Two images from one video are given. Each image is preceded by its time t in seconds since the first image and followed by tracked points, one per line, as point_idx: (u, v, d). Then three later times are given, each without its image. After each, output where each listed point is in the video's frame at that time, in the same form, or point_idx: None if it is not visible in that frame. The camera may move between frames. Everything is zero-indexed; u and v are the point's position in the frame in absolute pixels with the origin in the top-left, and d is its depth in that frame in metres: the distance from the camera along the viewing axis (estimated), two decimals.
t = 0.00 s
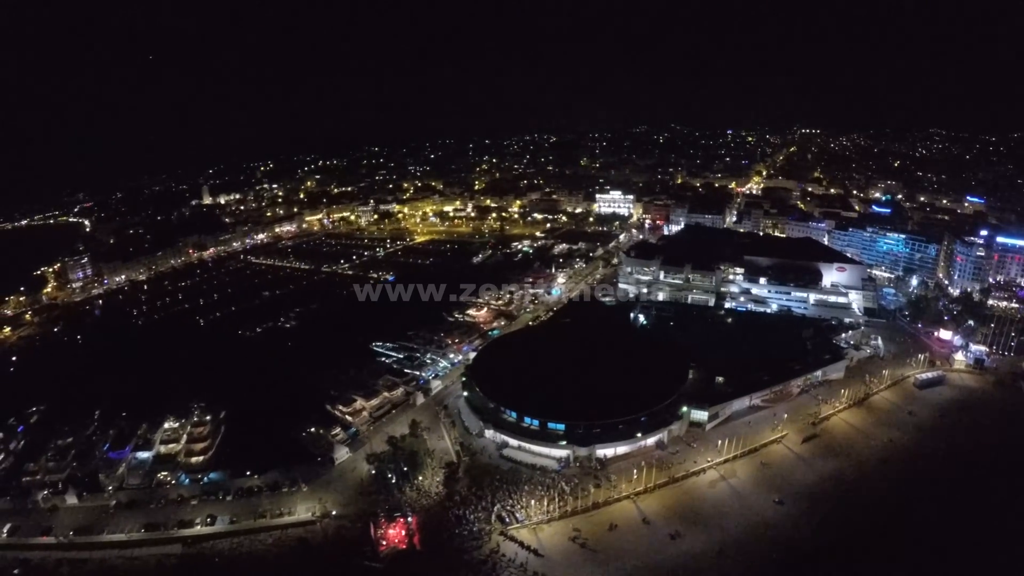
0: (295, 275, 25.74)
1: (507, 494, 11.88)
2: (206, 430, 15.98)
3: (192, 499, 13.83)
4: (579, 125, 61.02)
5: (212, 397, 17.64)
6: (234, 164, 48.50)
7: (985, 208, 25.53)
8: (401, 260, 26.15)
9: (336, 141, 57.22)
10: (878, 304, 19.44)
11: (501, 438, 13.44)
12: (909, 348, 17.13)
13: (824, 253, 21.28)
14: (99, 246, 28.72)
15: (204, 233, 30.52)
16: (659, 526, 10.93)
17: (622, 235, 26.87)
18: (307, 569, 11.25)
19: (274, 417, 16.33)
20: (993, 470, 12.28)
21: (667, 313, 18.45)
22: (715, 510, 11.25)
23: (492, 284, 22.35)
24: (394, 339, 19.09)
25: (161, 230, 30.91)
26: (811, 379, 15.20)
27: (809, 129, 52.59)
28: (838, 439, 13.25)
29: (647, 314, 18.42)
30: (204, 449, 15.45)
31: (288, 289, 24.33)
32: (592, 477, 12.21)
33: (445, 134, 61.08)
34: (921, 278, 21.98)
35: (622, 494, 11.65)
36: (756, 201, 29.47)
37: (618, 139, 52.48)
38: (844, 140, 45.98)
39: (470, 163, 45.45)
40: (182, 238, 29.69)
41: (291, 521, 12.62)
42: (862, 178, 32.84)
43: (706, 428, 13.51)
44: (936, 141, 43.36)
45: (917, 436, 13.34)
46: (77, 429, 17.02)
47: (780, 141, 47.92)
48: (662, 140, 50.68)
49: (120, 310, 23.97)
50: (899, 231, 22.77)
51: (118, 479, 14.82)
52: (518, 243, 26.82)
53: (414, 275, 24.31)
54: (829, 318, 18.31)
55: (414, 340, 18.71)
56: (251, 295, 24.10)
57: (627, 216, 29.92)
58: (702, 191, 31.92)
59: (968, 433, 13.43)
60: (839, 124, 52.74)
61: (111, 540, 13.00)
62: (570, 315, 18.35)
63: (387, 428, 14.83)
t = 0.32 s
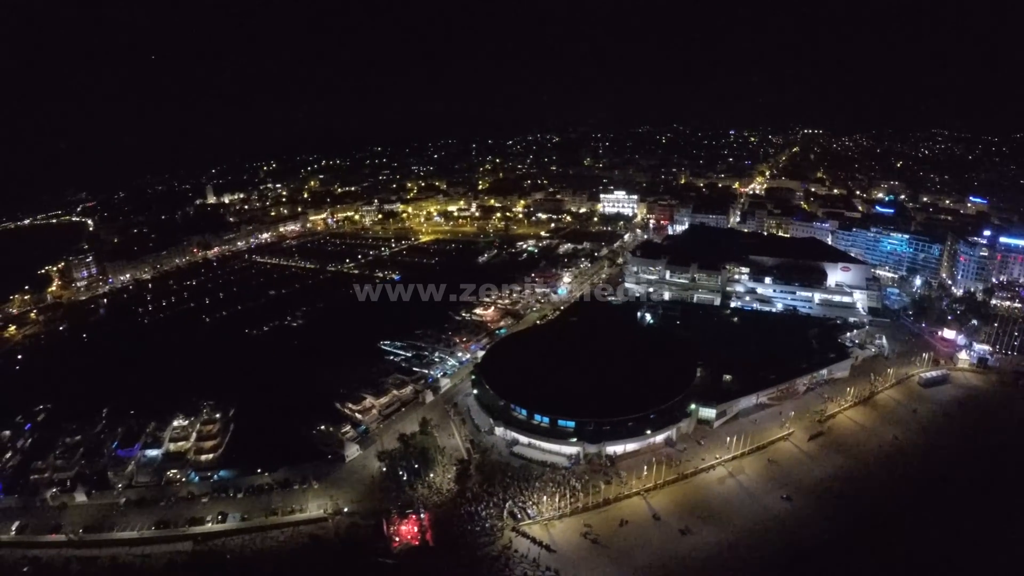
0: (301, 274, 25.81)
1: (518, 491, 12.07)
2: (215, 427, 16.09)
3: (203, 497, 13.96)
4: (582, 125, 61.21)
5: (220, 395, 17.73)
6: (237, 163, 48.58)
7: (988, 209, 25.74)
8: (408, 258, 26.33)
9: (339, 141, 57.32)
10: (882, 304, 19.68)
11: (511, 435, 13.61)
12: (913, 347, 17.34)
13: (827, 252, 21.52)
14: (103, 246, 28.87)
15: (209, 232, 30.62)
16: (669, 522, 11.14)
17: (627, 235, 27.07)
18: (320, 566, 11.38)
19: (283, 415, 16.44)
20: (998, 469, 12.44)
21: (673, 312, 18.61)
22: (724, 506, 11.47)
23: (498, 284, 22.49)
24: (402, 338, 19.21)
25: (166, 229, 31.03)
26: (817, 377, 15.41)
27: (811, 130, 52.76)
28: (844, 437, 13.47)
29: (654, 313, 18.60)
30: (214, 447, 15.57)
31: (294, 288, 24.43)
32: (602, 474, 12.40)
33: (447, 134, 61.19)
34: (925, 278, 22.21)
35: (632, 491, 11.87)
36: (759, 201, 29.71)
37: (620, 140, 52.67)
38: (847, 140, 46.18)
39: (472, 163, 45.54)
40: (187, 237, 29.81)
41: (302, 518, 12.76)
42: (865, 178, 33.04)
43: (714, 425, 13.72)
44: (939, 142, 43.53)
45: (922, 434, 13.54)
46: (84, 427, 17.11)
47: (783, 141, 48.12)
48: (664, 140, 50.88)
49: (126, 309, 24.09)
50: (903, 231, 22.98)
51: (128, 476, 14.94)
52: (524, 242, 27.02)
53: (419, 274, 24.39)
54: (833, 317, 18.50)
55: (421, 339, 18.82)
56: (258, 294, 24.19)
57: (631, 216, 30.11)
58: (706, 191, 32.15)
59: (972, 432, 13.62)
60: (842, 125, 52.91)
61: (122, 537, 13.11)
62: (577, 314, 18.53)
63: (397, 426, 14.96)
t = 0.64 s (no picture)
0: (306, 273, 25.89)
1: (528, 487, 12.38)
2: (223, 425, 16.18)
3: (211, 495, 14.06)
4: (582, 125, 61.38)
5: (227, 392, 17.83)
6: (238, 162, 48.59)
7: (988, 210, 26.02)
8: (412, 258, 26.43)
9: (340, 140, 57.30)
10: (884, 303, 20.08)
11: (520, 432, 13.90)
12: (916, 345, 17.76)
13: (829, 252, 21.80)
14: (105, 245, 28.99)
15: (211, 231, 30.66)
16: (677, 517, 11.52)
17: (630, 234, 27.28)
18: (333, 562, 11.55)
19: (291, 413, 16.55)
20: (999, 467, 12.83)
21: (678, 311, 18.88)
22: (730, 502, 11.92)
23: (504, 283, 22.62)
24: (408, 336, 19.32)
25: (167, 228, 31.08)
26: (820, 375, 15.83)
27: (812, 130, 53.06)
28: (848, 435, 13.94)
29: (659, 312, 18.91)
30: (222, 444, 15.68)
31: (297, 287, 24.51)
32: (611, 470, 12.74)
33: (448, 134, 61.27)
34: (926, 278, 22.51)
35: (641, 487, 12.23)
36: (761, 201, 29.99)
37: (621, 140, 52.89)
38: (847, 141, 46.51)
39: (474, 163, 45.61)
40: (189, 236, 29.86)
41: (312, 515, 12.88)
42: (866, 178, 33.29)
43: (719, 422, 14.18)
44: (939, 142, 43.88)
45: (924, 432, 13.98)
46: (91, 426, 17.19)
47: (783, 142, 48.42)
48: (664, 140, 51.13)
49: (129, 308, 24.15)
50: (904, 232, 23.27)
51: (136, 475, 15.03)
52: (527, 241, 27.23)
53: (422, 274, 24.51)
54: (836, 316, 18.83)
55: (427, 337, 18.95)
56: (261, 293, 24.26)
57: (633, 216, 30.31)
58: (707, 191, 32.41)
59: (973, 430, 14.04)
60: (842, 126, 53.20)
61: (130, 535, 13.19)
62: (583, 313, 18.78)
63: (406, 424, 15.12)
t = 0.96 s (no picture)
0: (312, 272, 26.03)
1: (540, 484, 12.83)
2: (234, 422, 16.28)
3: (223, 492, 14.19)
4: (584, 125, 61.57)
5: (237, 390, 17.98)
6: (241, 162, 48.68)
7: (992, 210, 26.26)
8: (418, 257, 26.54)
9: (343, 140, 57.38)
10: (888, 303, 20.43)
11: (530, 430, 14.31)
12: (920, 344, 18.34)
13: (834, 251, 22.07)
14: (111, 245, 29.19)
15: (216, 230, 30.77)
16: (687, 513, 12.11)
17: (635, 234, 27.49)
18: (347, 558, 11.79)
19: (301, 411, 16.69)
20: (997, 466, 13.36)
21: (685, 310, 19.42)
22: (740, 497, 12.52)
23: (512, 283, 22.75)
24: (416, 334, 19.51)
25: (172, 227, 31.18)
26: (826, 373, 16.52)
27: (815, 130, 53.30)
28: (854, 431, 14.62)
29: (666, 311, 19.32)
30: (232, 443, 15.78)
31: (304, 285, 24.62)
32: (622, 466, 13.29)
33: (451, 134, 61.37)
34: (930, 278, 22.74)
35: (651, 483, 12.79)
36: (765, 201, 30.24)
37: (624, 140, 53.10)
38: (851, 141, 46.79)
39: (477, 163, 45.72)
40: (194, 235, 29.94)
41: (324, 512, 13.05)
42: (869, 179, 33.46)
43: (728, 420, 14.83)
44: (942, 142, 44.19)
45: (925, 431, 14.56)
46: (99, 424, 17.30)
47: (786, 142, 48.65)
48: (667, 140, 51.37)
49: (134, 306, 24.26)
50: (908, 232, 23.54)
51: (146, 472, 15.11)
52: (532, 241, 27.42)
53: (428, 272, 24.69)
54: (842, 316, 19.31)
55: (435, 336, 19.12)
56: (268, 292, 24.36)
57: (638, 216, 30.46)
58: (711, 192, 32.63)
59: (973, 429, 14.61)
60: (844, 126, 53.46)
61: (140, 533, 13.30)
62: (591, 313, 19.07)
63: (417, 421, 15.34)
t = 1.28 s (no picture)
0: (322, 272, 26.11)
1: (554, 481, 13.29)
2: (247, 420, 16.43)
3: (238, 489, 14.33)
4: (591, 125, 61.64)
5: (249, 387, 18.12)
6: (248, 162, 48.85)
7: (1000, 210, 26.30)
8: (428, 257, 26.62)
9: (350, 140, 57.59)
10: (897, 303, 20.73)
11: (544, 427, 14.79)
12: (929, 344, 18.54)
13: (844, 251, 22.21)
14: (120, 244, 29.41)
15: (225, 229, 30.94)
16: (702, 509, 12.53)
17: (643, 233, 27.59)
18: (363, 555, 12.12)
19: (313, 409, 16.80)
20: (1006, 466, 13.53)
21: (695, 310, 19.84)
22: (752, 494, 12.88)
23: (524, 283, 22.79)
24: (428, 333, 19.63)
25: (180, 226, 31.37)
26: (837, 373, 16.88)
27: (822, 131, 53.37)
28: (865, 429, 14.95)
29: (677, 310, 19.80)
30: (246, 440, 15.91)
31: (313, 285, 24.72)
32: (636, 463, 13.76)
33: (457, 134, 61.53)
34: (938, 278, 22.83)
35: (665, 480, 13.27)
36: (774, 201, 30.36)
37: (631, 140, 53.23)
38: (858, 142, 46.91)
39: (485, 163, 45.83)
40: (204, 234, 30.11)
41: (339, 509, 13.30)
42: (877, 179, 33.52)
43: (739, 418, 15.32)
44: (950, 142, 44.25)
45: (933, 430, 14.82)
46: (111, 421, 17.47)
47: (793, 142, 48.74)
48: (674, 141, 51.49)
49: (144, 304, 24.45)
50: (917, 232, 23.67)
51: (159, 469, 15.26)
52: (541, 241, 27.56)
53: (438, 272, 24.85)
54: (852, 316, 19.54)
55: (447, 335, 19.30)
56: (278, 290, 24.51)
57: (647, 216, 30.57)
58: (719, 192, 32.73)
59: (982, 429, 14.80)
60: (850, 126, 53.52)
61: (154, 530, 13.42)
62: (601, 312, 19.23)
63: (431, 419, 15.61)
